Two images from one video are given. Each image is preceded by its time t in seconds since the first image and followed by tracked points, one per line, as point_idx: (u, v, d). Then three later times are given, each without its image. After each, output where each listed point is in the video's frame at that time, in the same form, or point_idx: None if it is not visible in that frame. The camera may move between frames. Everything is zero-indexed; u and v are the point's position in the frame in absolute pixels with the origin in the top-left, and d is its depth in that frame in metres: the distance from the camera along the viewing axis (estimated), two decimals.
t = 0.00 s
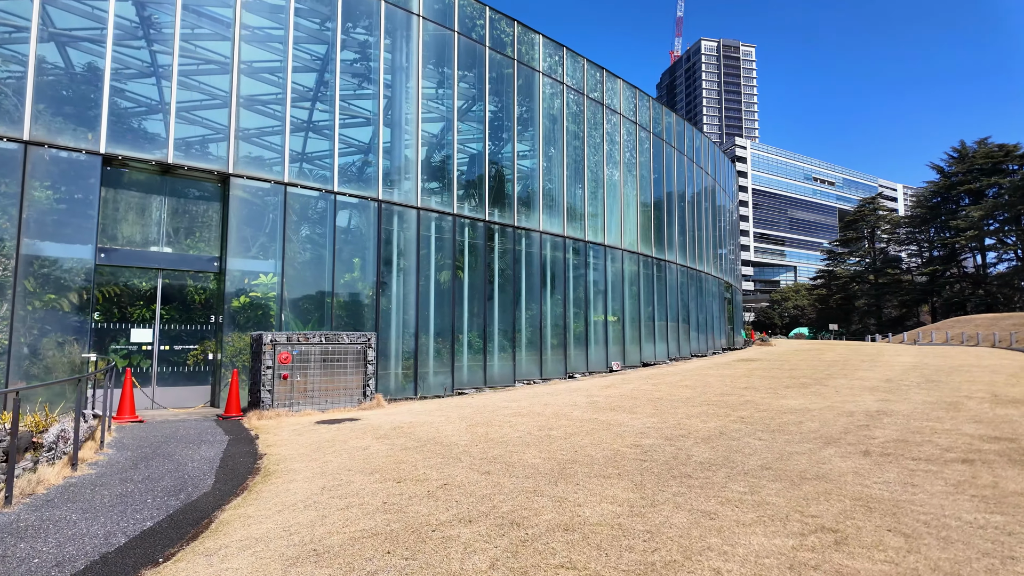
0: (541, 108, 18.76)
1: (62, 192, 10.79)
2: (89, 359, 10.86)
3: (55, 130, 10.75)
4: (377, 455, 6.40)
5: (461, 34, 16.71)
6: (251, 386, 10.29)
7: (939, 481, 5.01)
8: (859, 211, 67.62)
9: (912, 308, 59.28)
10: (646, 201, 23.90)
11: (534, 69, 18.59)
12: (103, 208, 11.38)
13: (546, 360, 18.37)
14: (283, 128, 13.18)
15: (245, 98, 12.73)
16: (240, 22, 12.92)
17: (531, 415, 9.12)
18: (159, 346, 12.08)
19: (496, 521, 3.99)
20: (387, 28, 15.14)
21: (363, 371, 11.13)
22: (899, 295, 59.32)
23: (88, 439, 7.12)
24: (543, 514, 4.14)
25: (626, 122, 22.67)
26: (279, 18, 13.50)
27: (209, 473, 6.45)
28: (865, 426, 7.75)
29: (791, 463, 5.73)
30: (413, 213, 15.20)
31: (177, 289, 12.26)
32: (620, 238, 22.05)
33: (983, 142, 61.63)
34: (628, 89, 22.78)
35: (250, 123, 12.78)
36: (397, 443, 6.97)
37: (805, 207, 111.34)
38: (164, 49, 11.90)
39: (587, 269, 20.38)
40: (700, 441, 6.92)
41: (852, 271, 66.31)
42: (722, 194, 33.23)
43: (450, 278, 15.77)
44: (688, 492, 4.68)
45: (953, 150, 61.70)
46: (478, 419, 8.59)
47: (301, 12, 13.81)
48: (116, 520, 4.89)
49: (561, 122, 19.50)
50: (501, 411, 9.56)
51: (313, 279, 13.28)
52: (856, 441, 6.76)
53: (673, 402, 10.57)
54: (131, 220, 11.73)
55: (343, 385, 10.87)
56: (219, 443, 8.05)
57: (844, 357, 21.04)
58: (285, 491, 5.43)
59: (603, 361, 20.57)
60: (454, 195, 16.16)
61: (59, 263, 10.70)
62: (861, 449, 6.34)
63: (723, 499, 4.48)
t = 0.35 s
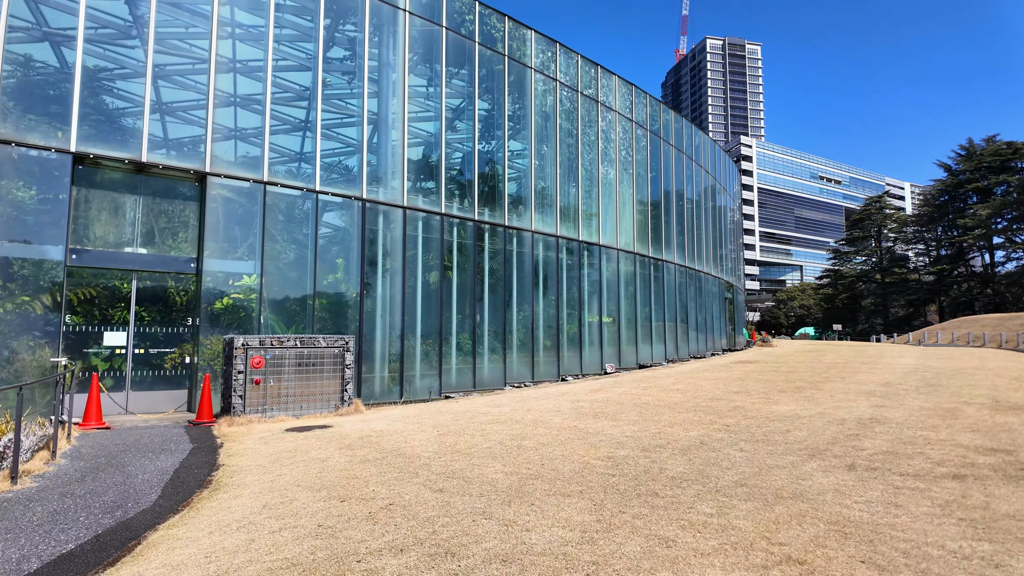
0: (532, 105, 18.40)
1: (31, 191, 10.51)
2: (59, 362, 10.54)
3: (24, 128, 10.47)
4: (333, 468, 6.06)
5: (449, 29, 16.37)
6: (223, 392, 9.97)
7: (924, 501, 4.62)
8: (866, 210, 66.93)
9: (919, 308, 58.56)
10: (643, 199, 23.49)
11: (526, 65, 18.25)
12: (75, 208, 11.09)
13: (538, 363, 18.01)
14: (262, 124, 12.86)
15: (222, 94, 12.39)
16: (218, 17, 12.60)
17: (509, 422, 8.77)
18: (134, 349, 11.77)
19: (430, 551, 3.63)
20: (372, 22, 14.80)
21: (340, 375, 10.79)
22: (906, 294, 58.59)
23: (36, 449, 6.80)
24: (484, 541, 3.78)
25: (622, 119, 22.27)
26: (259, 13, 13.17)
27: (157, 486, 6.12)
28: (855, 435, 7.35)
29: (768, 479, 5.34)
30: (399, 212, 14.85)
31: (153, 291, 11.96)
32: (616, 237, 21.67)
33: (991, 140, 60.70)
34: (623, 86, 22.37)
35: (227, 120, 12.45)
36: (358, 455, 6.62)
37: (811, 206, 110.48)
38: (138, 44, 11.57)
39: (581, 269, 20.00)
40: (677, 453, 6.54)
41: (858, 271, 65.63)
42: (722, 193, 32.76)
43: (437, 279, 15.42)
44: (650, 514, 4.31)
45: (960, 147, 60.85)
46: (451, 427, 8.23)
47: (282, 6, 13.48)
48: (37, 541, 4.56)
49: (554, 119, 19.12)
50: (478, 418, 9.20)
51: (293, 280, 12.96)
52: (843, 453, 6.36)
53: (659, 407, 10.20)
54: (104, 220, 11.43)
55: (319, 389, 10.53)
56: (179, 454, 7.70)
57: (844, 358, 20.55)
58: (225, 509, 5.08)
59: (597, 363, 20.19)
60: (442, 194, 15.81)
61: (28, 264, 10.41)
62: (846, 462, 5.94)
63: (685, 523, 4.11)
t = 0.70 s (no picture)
0: (519, 101, 18.07)
1: None
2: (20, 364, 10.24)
3: None
4: (277, 479, 5.74)
5: (432, 24, 16.05)
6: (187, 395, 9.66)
7: (893, 518, 4.28)
8: (866, 209, 66.50)
9: (919, 308, 58.14)
10: (635, 198, 23.14)
11: (512, 62, 17.93)
12: (38, 207, 10.82)
13: (525, 364, 17.70)
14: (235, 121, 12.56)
15: (193, 89, 12.09)
16: (189, 10, 12.31)
17: (477, 427, 8.44)
18: (101, 352, 11.45)
19: None
20: (351, 17, 14.48)
21: (311, 378, 10.47)
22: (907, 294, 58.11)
23: None
24: (405, 567, 3.46)
25: (612, 116, 21.93)
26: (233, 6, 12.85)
27: (93, 497, 5.81)
28: (834, 443, 7.00)
29: (732, 492, 5.01)
30: (379, 211, 14.53)
31: (123, 291, 11.66)
32: (606, 237, 21.34)
33: (992, 138, 60.10)
34: (614, 83, 22.04)
35: (198, 115, 12.15)
36: (308, 464, 6.31)
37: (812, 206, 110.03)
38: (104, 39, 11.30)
39: (570, 269, 19.67)
40: (643, 462, 6.21)
41: (858, 270, 65.23)
42: (718, 192, 32.41)
43: (419, 279, 15.09)
44: (593, 533, 3.99)
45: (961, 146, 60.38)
46: (416, 434, 7.91)
47: None
48: None
49: (542, 116, 18.80)
50: (448, 423, 8.87)
51: (268, 280, 12.67)
52: (818, 463, 6.02)
53: (638, 411, 9.89)
54: (69, 219, 11.14)
55: (288, 393, 10.21)
56: (129, 461, 7.38)
57: (838, 359, 20.18)
58: (151, 523, 4.77)
59: (587, 364, 19.87)
60: (424, 192, 15.48)
61: None
62: (818, 473, 5.60)
63: (629, 544, 3.78)
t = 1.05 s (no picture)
0: (507, 97, 17.77)
1: None
2: None
3: None
4: (219, 488, 5.43)
5: (416, 18, 15.73)
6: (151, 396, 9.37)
7: (864, 535, 3.95)
8: (867, 208, 66.14)
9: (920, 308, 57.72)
10: (627, 196, 22.82)
11: (500, 57, 17.62)
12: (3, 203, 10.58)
13: (513, 365, 17.38)
14: (208, 111, 12.26)
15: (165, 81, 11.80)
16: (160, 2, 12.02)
17: (447, 431, 8.12)
18: (68, 354, 11.08)
19: None
20: (331, 10, 14.17)
21: (281, 380, 10.17)
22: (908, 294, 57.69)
23: None
24: None
25: (604, 113, 21.61)
26: None
27: (25, 506, 5.50)
28: (814, 449, 6.66)
29: (696, 503, 4.68)
30: (360, 208, 14.22)
31: (94, 290, 11.33)
32: (598, 235, 21.01)
33: (994, 137, 59.70)
34: (606, 79, 21.72)
35: (170, 108, 11.86)
36: (257, 471, 5.99)
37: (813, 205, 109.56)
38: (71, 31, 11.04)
39: (560, 268, 19.35)
40: (609, 469, 5.88)
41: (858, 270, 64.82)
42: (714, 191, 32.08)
43: (402, 278, 14.77)
44: (535, 552, 3.66)
45: (962, 146, 59.92)
46: (380, 438, 7.58)
47: None
48: None
49: (530, 113, 18.49)
50: (417, 426, 8.54)
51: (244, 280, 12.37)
52: (794, 470, 5.69)
53: (618, 415, 9.55)
54: (35, 215, 10.85)
55: (257, 396, 9.90)
56: (77, 467, 7.03)
57: (832, 360, 19.82)
58: (71, 537, 4.46)
59: (577, 364, 19.55)
60: (408, 190, 15.17)
61: None
62: (792, 482, 5.27)
63: (570, 565, 3.45)
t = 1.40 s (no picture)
0: (494, 92, 17.40)
1: None
2: None
3: None
4: (146, 503, 5.05)
5: (399, 10, 15.32)
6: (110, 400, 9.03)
7: (830, 564, 3.55)
8: (869, 207, 65.54)
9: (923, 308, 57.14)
10: (620, 194, 22.41)
11: (487, 51, 17.25)
12: None
13: (499, 366, 16.99)
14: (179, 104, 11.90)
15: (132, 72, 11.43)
16: None
17: (411, 438, 7.72)
18: (29, 355, 10.77)
19: None
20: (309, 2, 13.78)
21: (247, 384, 9.79)
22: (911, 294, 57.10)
23: None
24: None
25: (596, 109, 21.21)
26: None
27: None
28: (794, 459, 6.25)
29: (653, 524, 4.27)
30: (339, 206, 13.84)
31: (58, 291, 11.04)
32: (589, 234, 20.61)
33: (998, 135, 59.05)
34: (597, 74, 21.33)
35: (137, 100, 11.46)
36: (195, 484, 5.61)
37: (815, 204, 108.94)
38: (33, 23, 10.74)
39: (549, 267, 18.94)
40: (570, 482, 5.47)
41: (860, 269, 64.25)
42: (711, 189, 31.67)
43: (382, 278, 14.38)
44: None
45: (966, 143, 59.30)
46: (338, 447, 7.20)
47: None
48: None
49: (518, 108, 18.12)
50: (383, 433, 8.15)
51: (215, 278, 11.99)
52: (767, 484, 5.29)
53: (596, 420, 9.15)
54: None
55: (222, 401, 9.53)
56: (14, 478, 6.64)
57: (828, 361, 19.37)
58: None
59: (566, 366, 19.15)
60: (390, 187, 14.79)
61: None
62: (763, 499, 4.86)
63: None
